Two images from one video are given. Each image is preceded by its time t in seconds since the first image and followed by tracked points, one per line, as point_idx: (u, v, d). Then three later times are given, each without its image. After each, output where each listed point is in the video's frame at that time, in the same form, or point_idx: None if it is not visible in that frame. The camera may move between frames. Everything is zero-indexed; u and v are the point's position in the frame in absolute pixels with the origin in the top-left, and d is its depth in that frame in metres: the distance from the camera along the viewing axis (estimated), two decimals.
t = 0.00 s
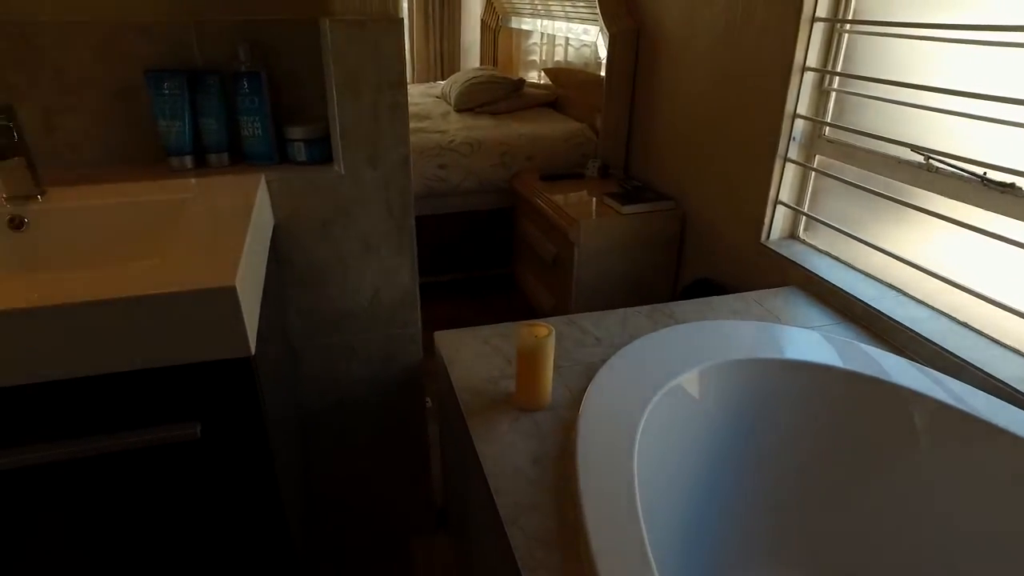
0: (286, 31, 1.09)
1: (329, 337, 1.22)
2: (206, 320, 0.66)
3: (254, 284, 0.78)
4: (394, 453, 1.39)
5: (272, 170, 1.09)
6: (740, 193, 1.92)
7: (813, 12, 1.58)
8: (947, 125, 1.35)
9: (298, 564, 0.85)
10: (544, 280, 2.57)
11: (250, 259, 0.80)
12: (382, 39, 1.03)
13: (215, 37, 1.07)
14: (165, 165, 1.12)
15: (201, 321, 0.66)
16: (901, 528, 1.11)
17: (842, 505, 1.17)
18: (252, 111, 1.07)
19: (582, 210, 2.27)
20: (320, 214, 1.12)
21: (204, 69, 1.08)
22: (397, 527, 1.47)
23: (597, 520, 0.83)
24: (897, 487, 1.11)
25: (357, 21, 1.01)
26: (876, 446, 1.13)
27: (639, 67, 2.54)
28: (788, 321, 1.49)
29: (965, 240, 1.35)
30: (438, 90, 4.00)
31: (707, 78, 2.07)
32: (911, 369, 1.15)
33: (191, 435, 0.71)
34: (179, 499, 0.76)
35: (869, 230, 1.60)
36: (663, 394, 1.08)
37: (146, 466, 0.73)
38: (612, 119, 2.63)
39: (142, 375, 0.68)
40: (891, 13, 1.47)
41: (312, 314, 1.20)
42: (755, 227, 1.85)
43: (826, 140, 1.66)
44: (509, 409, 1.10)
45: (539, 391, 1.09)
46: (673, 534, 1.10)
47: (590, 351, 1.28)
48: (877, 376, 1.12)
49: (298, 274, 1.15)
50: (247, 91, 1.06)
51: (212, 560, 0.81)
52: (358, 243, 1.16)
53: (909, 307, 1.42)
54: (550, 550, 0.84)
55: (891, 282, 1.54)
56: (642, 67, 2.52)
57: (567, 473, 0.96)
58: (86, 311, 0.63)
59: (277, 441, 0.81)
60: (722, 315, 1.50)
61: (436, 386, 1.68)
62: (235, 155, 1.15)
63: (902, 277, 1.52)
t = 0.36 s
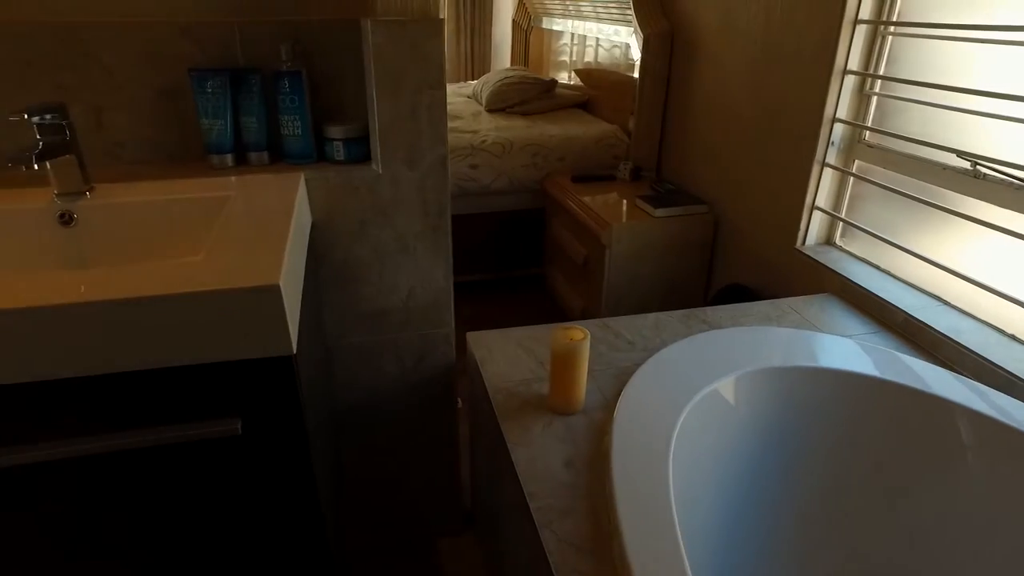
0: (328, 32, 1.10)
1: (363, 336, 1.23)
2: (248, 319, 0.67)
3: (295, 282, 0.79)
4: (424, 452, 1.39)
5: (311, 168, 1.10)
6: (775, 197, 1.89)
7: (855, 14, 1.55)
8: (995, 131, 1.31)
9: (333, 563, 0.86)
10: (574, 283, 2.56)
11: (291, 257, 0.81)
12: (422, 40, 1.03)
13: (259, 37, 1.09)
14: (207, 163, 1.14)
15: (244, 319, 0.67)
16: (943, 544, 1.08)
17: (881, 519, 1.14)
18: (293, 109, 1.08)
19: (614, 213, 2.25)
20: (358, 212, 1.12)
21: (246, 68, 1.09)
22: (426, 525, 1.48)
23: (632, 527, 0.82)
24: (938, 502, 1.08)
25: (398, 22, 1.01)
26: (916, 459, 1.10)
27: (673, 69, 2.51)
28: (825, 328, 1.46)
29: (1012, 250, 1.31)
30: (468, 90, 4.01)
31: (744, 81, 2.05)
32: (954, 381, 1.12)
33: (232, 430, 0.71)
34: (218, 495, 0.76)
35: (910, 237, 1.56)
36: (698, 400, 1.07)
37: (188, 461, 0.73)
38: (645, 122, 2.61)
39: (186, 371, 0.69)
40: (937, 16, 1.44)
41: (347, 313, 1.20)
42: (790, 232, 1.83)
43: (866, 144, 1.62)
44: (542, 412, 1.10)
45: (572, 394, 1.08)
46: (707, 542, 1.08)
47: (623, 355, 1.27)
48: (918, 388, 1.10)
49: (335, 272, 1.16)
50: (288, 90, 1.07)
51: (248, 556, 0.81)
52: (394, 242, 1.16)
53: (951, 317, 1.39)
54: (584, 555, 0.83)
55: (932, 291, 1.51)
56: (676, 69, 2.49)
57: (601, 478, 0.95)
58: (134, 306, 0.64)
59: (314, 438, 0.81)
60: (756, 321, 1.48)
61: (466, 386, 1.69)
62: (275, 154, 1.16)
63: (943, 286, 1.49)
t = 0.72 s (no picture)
0: (372, 29, 1.11)
1: (400, 333, 1.23)
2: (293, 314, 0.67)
3: (338, 277, 0.79)
4: (457, 450, 1.39)
5: (353, 165, 1.10)
6: (816, 201, 1.85)
7: (906, 14, 1.51)
8: None
9: (369, 560, 0.85)
10: (608, 284, 2.55)
11: (336, 253, 0.81)
12: (466, 37, 1.03)
13: (305, 34, 1.10)
14: (251, 158, 1.15)
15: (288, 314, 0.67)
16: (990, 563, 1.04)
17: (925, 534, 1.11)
18: (336, 106, 1.09)
19: (649, 214, 2.23)
20: (398, 209, 1.12)
21: (291, 65, 1.11)
22: (457, 524, 1.48)
23: (671, 534, 0.80)
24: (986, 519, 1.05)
25: (443, 19, 1.01)
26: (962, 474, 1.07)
27: (712, 70, 2.48)
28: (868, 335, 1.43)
29: None
30: (502, 89, 4.03)
31: (786, 82, 2.01)
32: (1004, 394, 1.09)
33: (276, 424, 0.72)
34: (259, 489, 0.76)
35: (958, 244, 1.52)
36: (738, 405, 1.05)
37: (230, 454, 0.74)
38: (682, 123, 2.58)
39: (232, 363, 0.69)
40: (992, 16, 1.40)
41: (384, 310, 1.21)
42: (831, 237, 1.79)
43: (913, 148, 1.58)
44: (578, 414, 1.09)
45: (609, 396, 1.07)
46: (744, 551, 1.06)
47: (660, 358, 1.26)
48: (964, 399, 1.08)
49: (374, 269, 1.17)
50: (332, 86, 1.07)
51: (286, 551, 0.82)
52: (433, 240, 1.16)
53: (1001, 327, 1.34)
54: (622, 560, 0.82)
55: (980, 300, 1.46)
56: (715, 70, 2.46)
57: (638, 483, 0.94)
58: (182, 299, 0.64)
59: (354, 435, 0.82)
60: (796, 327, 1.45)
61: (498, 385, 1.69)
62: (317, 149, 1.17)
63: (993, 295, 1.44)
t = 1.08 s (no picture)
0: (417, 28, 1.12)
1: (437, 332, 1.23)
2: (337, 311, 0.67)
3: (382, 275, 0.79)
4: (491, 450, 1.39)
5: (395, 164, 1.11)
6: (859, 206, 1.81)
7: (961, 14, 1.47)
8: None
9: (406, 558, 0.86)
10: (642, 287, 2.53)
11: (380, 251, 0.81)
12: (511, 37, 1.03)
13: (351, 33, 1.11)
14: (296, 155, 1.17)
15: (333, 312, 0.67)
16: None
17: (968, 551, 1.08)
18: (380, 105, 1.10)
19: (686, 217, 2.21)
20: (439, 209, 1.13)
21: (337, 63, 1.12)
22: (489, 523, 1.48)
23: (711, 544, 0.79)
24: None
25: (488, 19, 1.01)
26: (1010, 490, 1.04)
27: (752, 73, 2.45)
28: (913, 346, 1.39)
29: None
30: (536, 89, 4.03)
31: (831, 85, 1.97)
32: None
33: (318, 420, 0.72)
34: (300, 487, 0.76)
35: (1009, 254, 1.47)
36: (780, 412, 1.03)
37: (274, 451, 0.73)
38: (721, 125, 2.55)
39: (277, 358, 0.69)
40: None
41: (422, 308, 1.21)
42: (875, 243, 1.75)
43: (964, 154, 1.53)
44: (616, 418, 1.09)
45: (647, 401, 1.07)
46: (782, 562, 1.04)
47: (698, 363, 1.24)
48: (1018, 414, 1.04)
49: (413, 267, 1.17)
50: (377, 85, 1.08)
51: (325, 549, 0.82)
52: (473, 240, 1.17)
53: None
54: (660, 567, 0.81)
55: None
56: (756, 72, 2.43)
57: (676, 490, 0.93)
58: (228, 293, 0.65)
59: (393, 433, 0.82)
60: (838, 335, 1.42)
61: (532, 386, 1.69)
62: (360, 148, 1.18)
63: None
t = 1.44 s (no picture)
0: (465, 28, 1.12)
1: (477, 331, 1.24)
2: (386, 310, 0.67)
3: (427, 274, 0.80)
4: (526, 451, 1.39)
5: (440, 164, 1.11)
6: (907, 213, 1.77)
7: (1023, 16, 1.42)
8: None
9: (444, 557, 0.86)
10: (679, 291, 2.51)
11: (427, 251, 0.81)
12: (559, 38, 1.03)
13: (399, 34, 1.13)
14: (341, 153, 1.18)
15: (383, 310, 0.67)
16: None
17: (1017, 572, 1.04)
18: (426, 104, 1.10)
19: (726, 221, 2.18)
20: (481, 209, 1.13)
21: (384, 63, 1.13)
22: (522, 523, 1.48)
23: (754, 554, 0.78)
24: None
25: (537, 20, 1.01)
26: None
27: (795, 75, 2.40)
28: (962, 358, 1.35)
29: None
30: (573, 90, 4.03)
31: (879, 88, 1.93)
32: None
33: (365, 418, 0.72)
34: (344, 483, 0.77)
35: None
36: (825, 421, 1.02)
37: (320, 446, 0.74)
38: (762, 129, 2.51)
39: (326, 355, 0.70)
40: None
41: (462, 309, 1.22)
42: (923, 251, 1.70)
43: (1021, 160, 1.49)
44: (656, 423, 1.08)
45: (688, 408, 1.05)
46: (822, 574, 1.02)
47: (739, 370, 1.23)
48: None
49: (454, 266, 1.18)
50: (423, 84, 1.09)
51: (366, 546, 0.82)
52: (515, 240, 1.17)
53: None
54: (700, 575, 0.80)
55: None
56: (800, 75, 2.38)
57: (717, 497, 0.92)
58: (279, 290, 0.65)
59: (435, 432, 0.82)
60: (884, 345, 1.38)
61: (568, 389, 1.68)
62: (405, 147, 1.19)
63: None
